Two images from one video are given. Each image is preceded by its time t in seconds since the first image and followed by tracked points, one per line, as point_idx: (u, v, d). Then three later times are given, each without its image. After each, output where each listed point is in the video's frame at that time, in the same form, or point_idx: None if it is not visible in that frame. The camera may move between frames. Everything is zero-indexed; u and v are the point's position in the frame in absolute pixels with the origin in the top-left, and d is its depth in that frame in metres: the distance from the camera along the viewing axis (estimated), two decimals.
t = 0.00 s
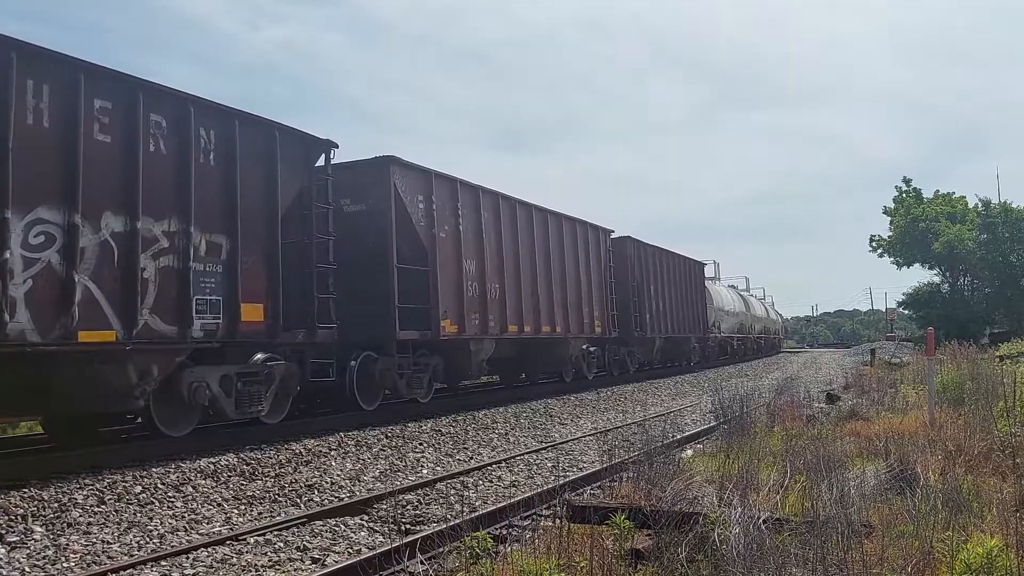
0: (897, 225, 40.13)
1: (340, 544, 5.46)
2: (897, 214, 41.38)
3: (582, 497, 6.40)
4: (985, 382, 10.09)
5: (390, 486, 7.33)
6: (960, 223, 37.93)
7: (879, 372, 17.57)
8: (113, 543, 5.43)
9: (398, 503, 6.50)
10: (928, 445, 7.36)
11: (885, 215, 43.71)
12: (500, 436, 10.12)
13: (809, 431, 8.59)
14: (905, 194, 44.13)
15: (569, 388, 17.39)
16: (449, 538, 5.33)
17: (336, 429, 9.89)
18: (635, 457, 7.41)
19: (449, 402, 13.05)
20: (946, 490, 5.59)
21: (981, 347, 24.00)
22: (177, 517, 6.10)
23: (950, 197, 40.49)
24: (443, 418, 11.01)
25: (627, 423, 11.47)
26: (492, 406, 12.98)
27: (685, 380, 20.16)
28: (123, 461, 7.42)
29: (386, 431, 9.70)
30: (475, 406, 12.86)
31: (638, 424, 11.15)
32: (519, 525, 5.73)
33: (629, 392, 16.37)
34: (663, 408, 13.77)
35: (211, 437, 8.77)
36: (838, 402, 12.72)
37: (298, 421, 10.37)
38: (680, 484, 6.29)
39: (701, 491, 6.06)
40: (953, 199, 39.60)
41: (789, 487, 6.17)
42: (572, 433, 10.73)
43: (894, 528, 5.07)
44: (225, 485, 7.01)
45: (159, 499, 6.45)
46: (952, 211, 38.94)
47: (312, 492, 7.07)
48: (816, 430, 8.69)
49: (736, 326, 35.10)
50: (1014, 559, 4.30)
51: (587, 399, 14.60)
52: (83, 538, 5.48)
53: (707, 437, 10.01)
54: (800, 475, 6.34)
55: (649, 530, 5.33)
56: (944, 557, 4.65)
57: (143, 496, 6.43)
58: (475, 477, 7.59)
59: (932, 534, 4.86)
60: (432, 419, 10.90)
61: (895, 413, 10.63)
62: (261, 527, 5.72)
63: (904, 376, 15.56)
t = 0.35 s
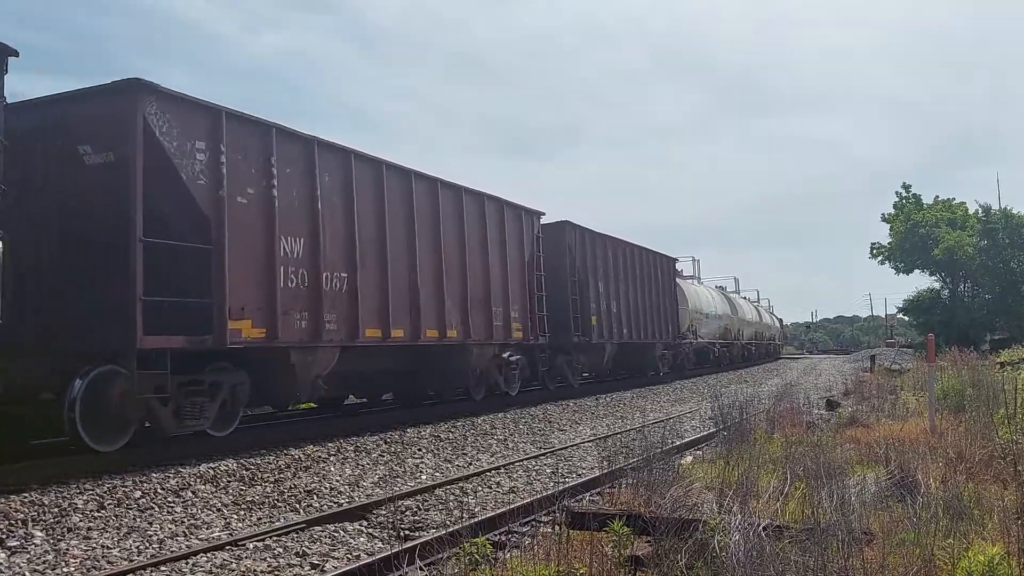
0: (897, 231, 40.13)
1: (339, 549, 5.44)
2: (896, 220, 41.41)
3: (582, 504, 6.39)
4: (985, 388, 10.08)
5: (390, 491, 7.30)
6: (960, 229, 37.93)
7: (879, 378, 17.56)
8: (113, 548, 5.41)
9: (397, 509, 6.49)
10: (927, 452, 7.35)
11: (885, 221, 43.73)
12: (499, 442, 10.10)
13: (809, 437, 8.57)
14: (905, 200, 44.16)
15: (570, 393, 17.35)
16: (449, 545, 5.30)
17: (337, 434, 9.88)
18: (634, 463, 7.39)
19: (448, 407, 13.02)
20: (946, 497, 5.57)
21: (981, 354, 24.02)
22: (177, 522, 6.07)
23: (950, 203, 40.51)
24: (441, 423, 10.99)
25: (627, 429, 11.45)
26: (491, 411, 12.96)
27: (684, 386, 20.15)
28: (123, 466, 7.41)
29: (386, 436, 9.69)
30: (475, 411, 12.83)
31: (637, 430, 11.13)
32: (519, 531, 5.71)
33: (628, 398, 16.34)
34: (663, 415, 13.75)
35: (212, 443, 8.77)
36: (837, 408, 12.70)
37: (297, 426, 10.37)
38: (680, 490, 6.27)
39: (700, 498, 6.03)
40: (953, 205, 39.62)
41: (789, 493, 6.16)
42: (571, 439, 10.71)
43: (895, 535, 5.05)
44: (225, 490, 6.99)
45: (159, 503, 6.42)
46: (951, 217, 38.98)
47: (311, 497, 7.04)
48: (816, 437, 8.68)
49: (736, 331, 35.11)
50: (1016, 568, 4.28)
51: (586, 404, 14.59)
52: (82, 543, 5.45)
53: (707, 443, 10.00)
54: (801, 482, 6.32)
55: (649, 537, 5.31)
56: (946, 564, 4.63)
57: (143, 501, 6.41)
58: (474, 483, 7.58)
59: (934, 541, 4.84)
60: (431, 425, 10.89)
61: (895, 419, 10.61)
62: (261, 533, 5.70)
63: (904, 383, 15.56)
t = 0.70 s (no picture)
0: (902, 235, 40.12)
1: (344, 552, 5.44)
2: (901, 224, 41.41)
3: (586, 507, 6.38)
4: (990, 393, 10.07)
5: (395, 494, 7.30)
6: (965, 234, 37.89)
7: (884, 382, 17.53)
8: (118, 550, 5.42)
9: (401, 512, 6.50)
10: (931, 456, 7.34)
11: (889, 225, 43.73)
12: (503, 445, 10.10)
13: (814, 441, 8.57)
14: (909, 203, 44.16)
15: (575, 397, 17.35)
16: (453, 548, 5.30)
17: (341, 437, 9.88)
18: (637, 467, 7.39)
19: (452, 410, 13.02)
20: (951, 501, 5.57)
21: (985, 358, 23.99)
22: (182, 524, 6.08)
23: (955, 207, 40.48)
24: (445, 426, 10.99)
25: (631, 433, 11.44)
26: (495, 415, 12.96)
27: (688, 390, 20.13)
28: (127, 468, 7.42)
29: (390, 439, 9.69)
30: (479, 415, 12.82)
31: (641, 433, 11.12)
32: (523, 534, 5.71)
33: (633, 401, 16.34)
34: (666, 418, 13.72)
35: (216, 443, 8.78)
36: (842, 412, 12.69)
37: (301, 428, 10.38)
38: (684, 493, 6.27)
39: (704, 502, 6.01)
40: (958, 209, 39.60)
41: (793, 497, 6.15)
42: (575, 442, 10.70)
43: (900, 539, 5.04)
44: (229, 492, 6.99)
45: (164, 505, 6.43)
46: (956, 221, 38.98)
47: (316, 500, 7.04)
48: (820, 441, 8.67)
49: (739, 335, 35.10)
50: (1021, 572, 4.27)
51: (590, 407, 14.57)
52: (88, 544, 5.46)
53: (711, 447, 9.99)
54: (805, 486, 6.32)
55: (653, 540, 5.30)
56: (951, 568, 4.61)
57: (148, 503, 6.42)
58: (478, 486, 7.58)
59: (939, 546, 4.83)
60: (435, 427, 10.89)
61: (899, 423, 10.60)
62: (265, 535, 5.70)
63: (909, 387, 15.56)
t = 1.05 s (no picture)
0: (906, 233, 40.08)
1: (349, 554, 5.45)
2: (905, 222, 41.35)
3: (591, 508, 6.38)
4: (996, 390, 10.05)
5: (401, 496, 7.31)
6: (969, 231, 37.83)
7: (888, 381, 17.51)
8: (125, 554, 5.43)
9: (407, 513, 6.51)
10: (935, 454, 7.35)
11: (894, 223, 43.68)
12: (509, 446, 10.10)
13: (818, 440, 8.57)
14: (914, 201, 44.10)
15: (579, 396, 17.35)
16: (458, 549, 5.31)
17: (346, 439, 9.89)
18: (642, 467, 7.39)
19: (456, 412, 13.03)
20: (957, 499, 5.57)
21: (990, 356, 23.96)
22: (188, 527, 6.09)
23: (959, 204, 40.43)
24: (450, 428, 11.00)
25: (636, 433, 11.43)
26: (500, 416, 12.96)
27: (693, 390, 20.12)
28: (133, 472, 7.43)
29: (395, 441, 9.70)
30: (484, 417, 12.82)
31: (646, 434, 11.12)
32: (528, 535, 5.72)
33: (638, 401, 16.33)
34: (671, 419, 13.70)
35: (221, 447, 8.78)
36: (847, 411, 12.68)
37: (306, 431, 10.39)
38: (689, 493, 6.27)
39: (710, 501, 6.01)
40: (962, 206, 39.55)
41: (798, 496, 6.15)
42: (580, 442, 10.71)
43: (905, 537, 5.04)
44: (235, 495, 7.00)
45: (170, 509, 6.44)
46: (960, 219, 38.94)
47: (322, 502, 7.06)
48: (825, 439, 8.67)
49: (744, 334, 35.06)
50: None
51: (594, 408, 14.56)
52: (95, 549, 5.47)
53: (717, 447, 9.99)
54: (811, 485, 6.31)
55: (659, 540, 5.30)
56: (957, 566, 4.61)
57: (154, 507, 6.43)
58: (484, 487, 7.59)
59: (944, 543, 4.83)
60: (439, 429, 10.90)
61: (904, 422, 10.59)
62: (272, 538, 5.71)
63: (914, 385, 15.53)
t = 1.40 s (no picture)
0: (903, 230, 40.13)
1: (346, 549, 5.48)
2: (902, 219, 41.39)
3: (587, 503, 6.41)
4: (992, 386, 10.09)
5: (398, 491, 7.34)
6: (967, 229, 37.89)
7: (885, 377, 17.55)
8: (120, 549, 5.46)
9: (404, 508, 6.54)
10: (930, 449, 7.39)
11: (892, 221, 43.73)
12: (507, 442, 10.13)
13: (814, 436, 8.60)
14: (912, 198, 44.15)
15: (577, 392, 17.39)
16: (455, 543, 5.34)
17: (343, 435, 9.92)
18: (638, 463, 7.42)
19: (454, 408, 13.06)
20: (950, 493, 5.60)
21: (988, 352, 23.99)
22: (184, 523, 6.12)
23: (957, 201, 40.48)
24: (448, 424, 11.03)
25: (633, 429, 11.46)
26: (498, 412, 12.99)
27: (690, 385, 20.16)
28: (129, 469, 7.47)
29: (392, 437, 9.73)
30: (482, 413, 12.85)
31: (643, 429, 11.15)
32: (525, 530, 5.76)
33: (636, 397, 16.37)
34: (669, 414, 13.73)
35: (217, 443, 8.82)
36: (843, 406, 12.72)
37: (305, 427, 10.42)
38: (686, 488, 6.30)
39: (706, 496, 6.05)
40: (960, 204, 39.59)
41: (794, 490, 6.19)
42: (577, 438, 10.74)
43: (899, 531, 5.07)
44: (232, 491, 7.03)
45: (167, 505, 6.47)
46: (957, 216, 39.00)
47: (319, 498, 7.08)
48: (821, 435, 8.70)
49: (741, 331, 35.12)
50: (1017, 561, 4.30)
51: (592, 404, 14.59)
52: (90, 544, 5.51)
53: (714, 442, 10.02)
54: (806, 480, 6.35)
55: (654, 534, 5.33)
56: (949, 559, 4.65)
57: (150, 502, 6.46)
58: (481, 483, 7.62)
59: (937, 537, 4.87)
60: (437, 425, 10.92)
61: (900, 417, 10.62)
62: (269, 533, 5.74)
63: (910, 380, 15.56)
